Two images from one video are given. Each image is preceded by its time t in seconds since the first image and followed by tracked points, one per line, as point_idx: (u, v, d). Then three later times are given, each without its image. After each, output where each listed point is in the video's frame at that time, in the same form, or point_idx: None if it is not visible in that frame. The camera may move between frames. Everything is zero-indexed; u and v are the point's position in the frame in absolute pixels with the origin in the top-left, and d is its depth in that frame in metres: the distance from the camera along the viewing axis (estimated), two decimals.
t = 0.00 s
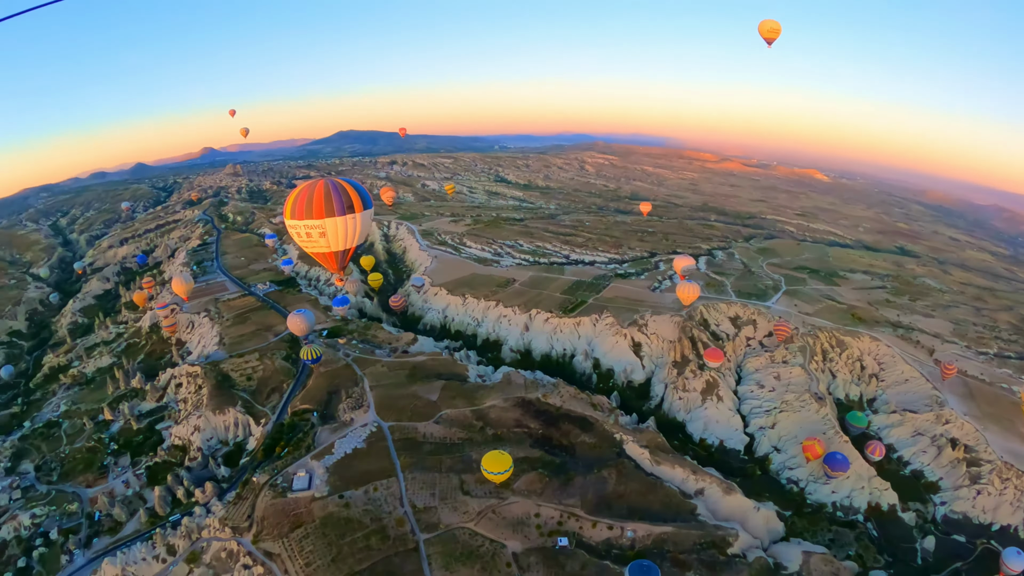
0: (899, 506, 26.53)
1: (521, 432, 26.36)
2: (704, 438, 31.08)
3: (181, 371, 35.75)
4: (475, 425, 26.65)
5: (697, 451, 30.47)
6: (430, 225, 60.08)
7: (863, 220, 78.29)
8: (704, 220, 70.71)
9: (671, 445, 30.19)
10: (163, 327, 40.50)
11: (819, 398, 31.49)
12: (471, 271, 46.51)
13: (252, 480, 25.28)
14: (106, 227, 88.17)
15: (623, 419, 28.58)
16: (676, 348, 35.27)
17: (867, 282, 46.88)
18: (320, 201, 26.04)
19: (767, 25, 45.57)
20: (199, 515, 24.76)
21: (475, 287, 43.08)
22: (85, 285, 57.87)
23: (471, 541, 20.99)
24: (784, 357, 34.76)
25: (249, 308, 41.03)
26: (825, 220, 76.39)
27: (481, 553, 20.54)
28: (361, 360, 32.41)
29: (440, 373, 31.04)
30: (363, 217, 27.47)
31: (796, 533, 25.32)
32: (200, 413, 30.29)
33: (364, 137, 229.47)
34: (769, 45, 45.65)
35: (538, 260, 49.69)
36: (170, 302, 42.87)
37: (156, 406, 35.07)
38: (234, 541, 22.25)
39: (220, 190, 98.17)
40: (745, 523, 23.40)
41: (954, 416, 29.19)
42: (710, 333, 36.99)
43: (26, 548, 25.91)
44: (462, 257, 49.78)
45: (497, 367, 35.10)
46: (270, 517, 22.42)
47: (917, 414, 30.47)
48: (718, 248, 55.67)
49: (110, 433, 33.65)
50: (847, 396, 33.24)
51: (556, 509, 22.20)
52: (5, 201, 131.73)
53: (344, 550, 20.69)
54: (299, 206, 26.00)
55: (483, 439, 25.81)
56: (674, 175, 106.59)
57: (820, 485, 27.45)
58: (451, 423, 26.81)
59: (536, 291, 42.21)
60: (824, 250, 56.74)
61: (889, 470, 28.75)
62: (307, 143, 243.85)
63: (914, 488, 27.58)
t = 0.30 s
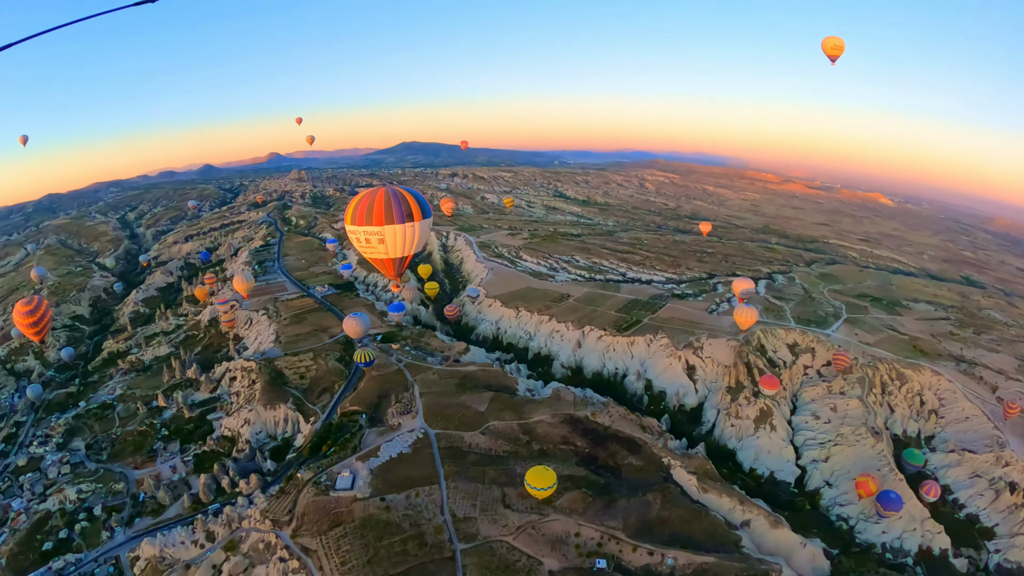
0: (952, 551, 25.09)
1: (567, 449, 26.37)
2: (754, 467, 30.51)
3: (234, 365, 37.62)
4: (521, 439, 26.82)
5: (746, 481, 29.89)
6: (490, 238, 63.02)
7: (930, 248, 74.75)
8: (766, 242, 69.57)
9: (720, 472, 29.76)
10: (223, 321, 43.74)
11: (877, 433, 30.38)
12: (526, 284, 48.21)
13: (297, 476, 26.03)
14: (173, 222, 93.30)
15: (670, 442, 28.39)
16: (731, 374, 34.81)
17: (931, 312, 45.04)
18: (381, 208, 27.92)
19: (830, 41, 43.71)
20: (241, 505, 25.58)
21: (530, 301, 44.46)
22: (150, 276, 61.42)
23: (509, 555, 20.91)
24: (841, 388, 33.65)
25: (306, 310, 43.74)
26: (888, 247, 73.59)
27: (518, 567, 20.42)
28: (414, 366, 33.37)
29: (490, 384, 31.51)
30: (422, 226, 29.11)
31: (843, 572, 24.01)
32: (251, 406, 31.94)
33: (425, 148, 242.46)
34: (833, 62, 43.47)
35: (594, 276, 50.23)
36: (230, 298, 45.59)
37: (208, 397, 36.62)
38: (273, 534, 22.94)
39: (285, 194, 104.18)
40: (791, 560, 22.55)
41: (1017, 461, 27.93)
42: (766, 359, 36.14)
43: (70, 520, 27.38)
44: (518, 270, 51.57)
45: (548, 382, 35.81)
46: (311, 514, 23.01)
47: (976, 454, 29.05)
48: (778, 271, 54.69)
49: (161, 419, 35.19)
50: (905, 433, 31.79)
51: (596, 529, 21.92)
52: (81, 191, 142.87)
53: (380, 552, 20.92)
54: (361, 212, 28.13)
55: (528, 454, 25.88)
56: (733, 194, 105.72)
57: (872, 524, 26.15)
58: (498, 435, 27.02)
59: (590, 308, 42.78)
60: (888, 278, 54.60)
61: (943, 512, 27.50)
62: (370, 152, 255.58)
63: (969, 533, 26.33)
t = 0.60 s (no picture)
0: None
1: (592, 462, 26.16)
2: (782, 487, 29.82)
3: (263, 366, 38.41)
4: (546, 450, 26.68)
5: (772, 500, 29.20)
6: (522, 247, 63.79)
7: (968, 266, 72.32)
8: (799, 257, 68.31)
9: (746, 491, 29.15)
10: (254, 322, 44.82)
11: (909, 455, 29.42)
12: (555, 295, 48.43)
13: (320, 477, 26.35)
14: (208, 224, 95.92)
15: (696, 458, 27.96)
16: (761, 391, 34.13)
17: (966, 331, 43.59)
18: (412, 215, 28.34)
19: (864, 52, 43.00)
20: (263, 504, 25.97)
21: (560, 312, 44.66)
22: (185, 276, 63.20)
23: (529, 566, 20.73)
24: (873, 408, 32.73)
25: (336, 314, 44.41)
26: (924, 264, 71.49)
27: None
28: (441, 373, 33.61)
29: (517, 394, 31.49)
30: (451, 234, 29.40)
31: None
32: (278, 407, 32.58)
33: (460, 158, 246.69)
34: (867, 73, 42.92)
35: (625, 288, 50.01)
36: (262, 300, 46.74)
37: (236, 396, 37.37)
38: (293, 534, 23.21)
39: (319, 199, 106.50)
40: None
41: None
42: (798, 376, 35.38)
43: (93, 511, 28.10)
44: (547, 281, 51.85)
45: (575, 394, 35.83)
46: (332, 516, 23.23)
47: (1009, 479, 27.98)
48: (810, 286, 53.65)
49: (189, 416, 35.96)
50: (937, 455, 30.71)
51: (619, 545, 21.59)
52: (118, 192, 147.91)
53: (399, 558, 20.97)
54: (393, 218, 28.66)
55: (552, 465, 25.73)
56: (766, 208, 104.42)
57: (900, 549, 25.31)
58: (522, 445, 26.93)
59: (620, 321, 42.59)
60: (923, 295, 52.99)
61: (973, 538, 26.30)
62: (404, 160, 261.18)
63: (999, 562, 25.07)
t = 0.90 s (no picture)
0: None
1: (611, 473, 25.93)
2: (803, 503, 29.18)
3: (284, 368, 38.88)
4: (565, 459, 26.52)
5: (792, 516, 28.57)
6: (544, 255, 64.08)
7: (996, 279, 70.38)
8: (824, 269, 67.20)
9: (766, 506, 28.57)
10: (277, 324, 45.60)
11: (933, 472, 28.59)
12: (577, 303, 48.42)
13: (337, 480, 26.51)
14: (233, 227, 97.90)
15: (716, 471, 27.50)
16: (784, 405, 33.44)
17: (993, 346, 42.41)
18: (434, 221, 28.60)
19: (888, 59, 42.38)
20: (280, 505, 26.20)
21: (581, 320, 44.66)
22: (210, 278, 64.49)
23: None
24: (897, 423, 31.95)
25: (358, 318, 44.89)
26: (950, 277, 69.79)
27: None
28: (461, 380, 33.68)
29: (537, 403, 31.42)
30: (473, 240, 29.45)
31: None
32: (298, 409, 33.00)
33: (482, 166, 248.19)
34: (891, 81, 42.30)
35: (648, 298, 49.75)
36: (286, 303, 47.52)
37: (257, 397, 37.90)
38: (308, 536, 23.37)
39: (343, 205, 107.99)
40: None
41: None
42: (821, 390, 34.70)
43: (110, 505, 28.63)
44: (569, 289, 51.85)
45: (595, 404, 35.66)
46: (348, 519, 23.29)
47: None
48: (835, 299, 52.74)
49: (209, 415, 36.51)
50: (961, 473, 29.76)
51: (635, 557, 21.29)
52: (145, 194, 151.80)
53: (413, 563, 20.97)
54: (416, 224, 29.00)
55: (571, 475, 25.54)
56: (790, 218, 103.15)
57: (921, 569, 24.65)
58: (541, 454, 26.81)
59: (642, 331, 42.28)
60: (948, 309, 51.75)
61: (997, 560, 25.43)
62: (428, 167, 264.44)
63: None
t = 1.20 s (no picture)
0: None
1: (626, 483, 25.70)
2: (819, 516, 28.67)
3: (301, 370, 39.25)
4: (579, 468, 26.37)
5: (808, 530, 28.05)
6: (561, 262, 64.15)
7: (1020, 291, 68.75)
8: (843, 279, 66.26)
9: (782, 519, 28.10)
10: (294, 327, 46.14)
11: (951, 486, 28.05)
12: (594, 311, 48.32)
13: (350, 483, 26.61)
14: (252, 230, 99.38)
15: (731, 482, 27.14)
16: (802, 417, 32.89)
17: (1017, 359, 41.40)
18: (451, 226, 28.79)
19: (908, 66, 41.84)
20: (292, 506, 26.37)
21: (598, 328, 44.53)
22: (229, 280, 65.51)
23: None
24: (916, 437, 31.22)
25: (375, 322, 45.22)
26: (972, 288, 68.40)
27: None
28: (476, 386, 33.72)
29: (552, 410, 31.33)
30: (490, 246, 29.57)
31: None
32: (314, 412, 33.28)
33: (500, 173, 249.43)
34: (911, 88, 41.68)
35: (666, 306, 49.51)
36: (304, 306, 48.06)
37: (272, 398, 38.29)
38: (319, 538, 23.46)
39: (362, 210, 109.01)
40: None
41: None
42: (840, 402, 34.07)
43: (123, 501, 29.00)
44: (586, 296, 51.77)
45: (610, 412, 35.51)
46: (360, 522, 23.35)
47: None
48: (854, 309, 51.94)
49: (224, 415, 36.94)
50: (980, 488, 29.25)
51: (649, 569, 21.05)
52: (166, 196, 154.74)
53: (424, 569, 20.94)
54: (434, 229, 29.24)
55: (585, 484, 25.37)
56: (809, 227, 102.00)
57: None
58: (555, 462, 26.68)
59: (659, 339, 41.98)
60: (970, 320, 50.68)
61: None
62: (446, 174, 266.91)
63: None
